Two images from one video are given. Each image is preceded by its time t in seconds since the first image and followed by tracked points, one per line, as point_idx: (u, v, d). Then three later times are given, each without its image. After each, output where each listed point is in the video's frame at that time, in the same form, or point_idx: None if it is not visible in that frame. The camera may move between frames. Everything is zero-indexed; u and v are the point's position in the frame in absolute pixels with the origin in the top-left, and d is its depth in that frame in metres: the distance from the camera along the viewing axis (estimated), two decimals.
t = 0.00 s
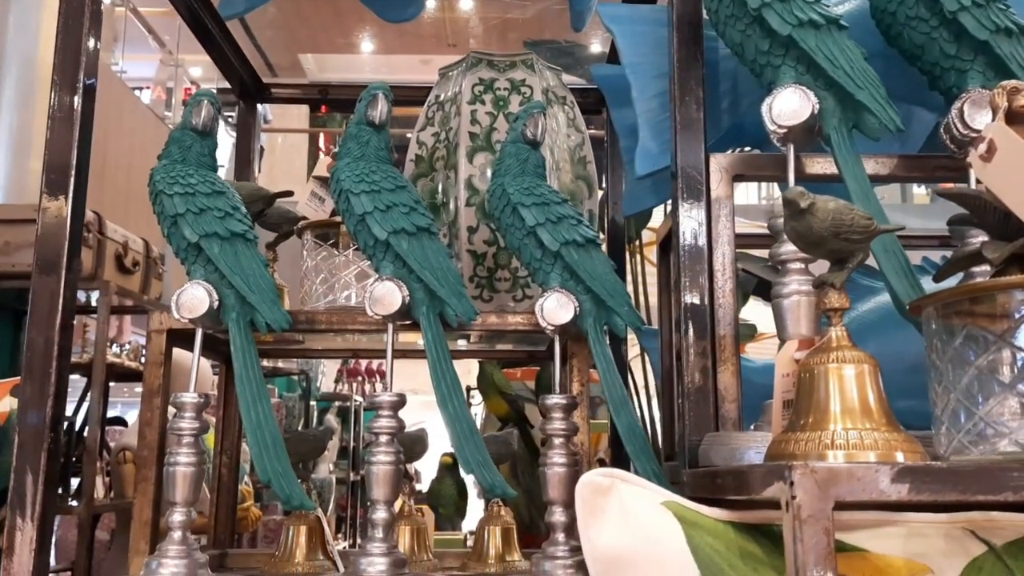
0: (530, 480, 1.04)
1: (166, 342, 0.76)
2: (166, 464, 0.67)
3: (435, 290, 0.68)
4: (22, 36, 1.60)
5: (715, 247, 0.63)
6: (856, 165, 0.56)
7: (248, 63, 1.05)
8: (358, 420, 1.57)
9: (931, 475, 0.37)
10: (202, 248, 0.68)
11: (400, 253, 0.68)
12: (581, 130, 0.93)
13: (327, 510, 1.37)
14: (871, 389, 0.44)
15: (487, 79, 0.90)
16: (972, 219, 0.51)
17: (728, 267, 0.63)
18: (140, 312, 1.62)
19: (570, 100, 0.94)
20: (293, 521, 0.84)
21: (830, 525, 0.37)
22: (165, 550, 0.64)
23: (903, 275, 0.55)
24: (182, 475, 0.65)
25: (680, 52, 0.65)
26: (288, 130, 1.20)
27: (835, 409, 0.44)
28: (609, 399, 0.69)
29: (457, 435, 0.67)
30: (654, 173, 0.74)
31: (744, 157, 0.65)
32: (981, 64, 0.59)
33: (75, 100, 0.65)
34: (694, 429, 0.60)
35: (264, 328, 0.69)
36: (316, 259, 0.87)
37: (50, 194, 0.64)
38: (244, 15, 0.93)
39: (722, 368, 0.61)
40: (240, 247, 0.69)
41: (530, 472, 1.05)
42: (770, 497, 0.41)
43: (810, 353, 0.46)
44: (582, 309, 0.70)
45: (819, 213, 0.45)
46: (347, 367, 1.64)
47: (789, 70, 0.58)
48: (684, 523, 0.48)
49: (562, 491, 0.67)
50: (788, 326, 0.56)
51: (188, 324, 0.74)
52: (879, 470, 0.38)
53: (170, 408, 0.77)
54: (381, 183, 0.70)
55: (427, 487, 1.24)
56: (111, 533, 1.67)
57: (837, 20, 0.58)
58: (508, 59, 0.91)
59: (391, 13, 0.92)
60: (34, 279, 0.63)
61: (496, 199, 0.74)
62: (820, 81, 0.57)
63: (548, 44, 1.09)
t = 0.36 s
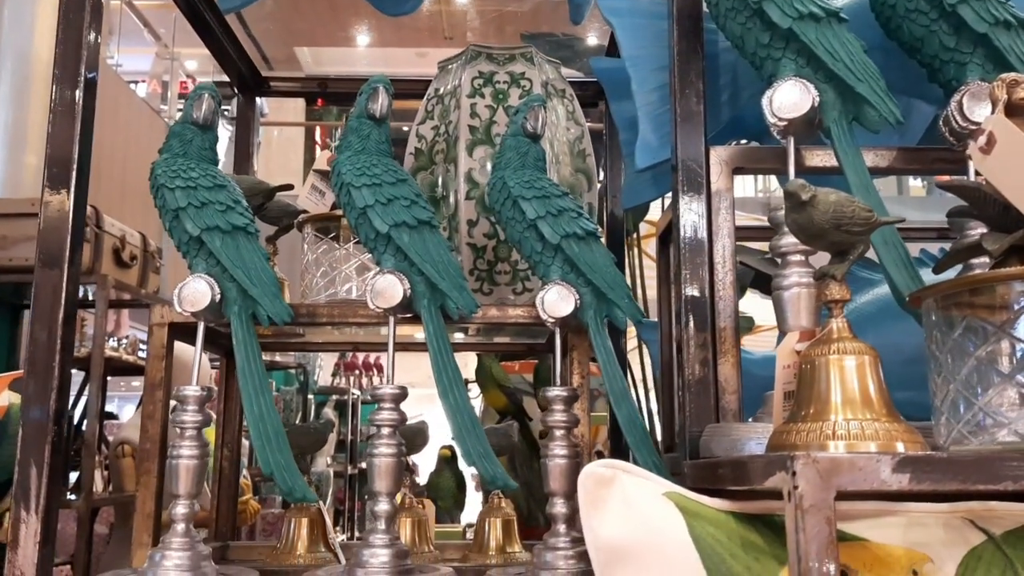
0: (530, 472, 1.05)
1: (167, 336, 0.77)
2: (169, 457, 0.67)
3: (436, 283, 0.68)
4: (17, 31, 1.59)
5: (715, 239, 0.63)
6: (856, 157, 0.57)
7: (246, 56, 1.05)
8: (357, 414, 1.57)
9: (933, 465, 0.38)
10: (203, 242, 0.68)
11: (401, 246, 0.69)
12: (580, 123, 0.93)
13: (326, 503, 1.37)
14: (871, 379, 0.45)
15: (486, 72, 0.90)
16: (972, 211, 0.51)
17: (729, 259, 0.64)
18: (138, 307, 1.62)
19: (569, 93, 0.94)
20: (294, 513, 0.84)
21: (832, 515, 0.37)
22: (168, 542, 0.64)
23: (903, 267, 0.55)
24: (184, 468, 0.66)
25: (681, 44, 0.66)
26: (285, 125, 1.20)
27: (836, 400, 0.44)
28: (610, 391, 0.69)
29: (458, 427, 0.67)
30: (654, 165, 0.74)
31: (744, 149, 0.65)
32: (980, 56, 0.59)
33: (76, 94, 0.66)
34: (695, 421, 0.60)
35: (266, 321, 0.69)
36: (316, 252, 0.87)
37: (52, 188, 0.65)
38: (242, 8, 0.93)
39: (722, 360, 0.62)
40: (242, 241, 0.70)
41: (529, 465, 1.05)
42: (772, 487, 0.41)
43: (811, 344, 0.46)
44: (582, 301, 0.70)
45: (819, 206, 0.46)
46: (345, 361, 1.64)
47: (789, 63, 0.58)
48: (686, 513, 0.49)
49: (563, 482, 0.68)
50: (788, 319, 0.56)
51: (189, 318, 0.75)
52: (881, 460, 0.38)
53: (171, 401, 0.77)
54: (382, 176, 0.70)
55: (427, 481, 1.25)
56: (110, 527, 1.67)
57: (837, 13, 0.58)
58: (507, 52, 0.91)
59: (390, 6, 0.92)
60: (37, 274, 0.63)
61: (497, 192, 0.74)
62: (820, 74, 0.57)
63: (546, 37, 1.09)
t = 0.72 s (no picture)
0: (529, 465, 1.05)
1: (166, 330, 0.77)
2: (169, 451, 0.67)
3: (435, 276, 0.68)
4: (12, 26, 1.59)
5: (715, 232, 0.63)
6: (855, 150, 0.57)
7: (243, 50, 1.05)
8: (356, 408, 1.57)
9: (932, 456, 0.38)
10: (202, 236, 0.68)
11: (400, 240, 0.69)
12: (578, 117, 0.93)
13: (324, 497, 1.38)
14: (870, 371, 0.45)
15: (484, 66, 0.90)
16: (971, 203, 0.51)
17: (728, 252, 0.64)
18: (135, 301, 1.62)
19: (567, 86, 0.94)
20: (294, 507, 0.85)
21: (831, 506, 0.38)
22: (168, 536, 0.65)
23: (902, 259, 0.56)
24: (184, 462, 0.66)
25: (680, 37, 0.65)
26: (282, 119, 1.20)
27: (835, 392, 0.44)
28: (609, 384, 0.69)
29: (457, 420, 0.67)
30: (652, 159, 0.74)
31: (743, 142, 0.65)
32: (978, 49, 0.59)
33: (75, 89, 0.65)
34: (694, 414, 0.61)
35: (265, 315, 0.69)
36: (315, 247, 0.87)
37: (51, 182, 0.64)
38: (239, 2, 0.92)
39: (721, 352, 0.62)
40: (241, 235, 0.70)
41: (528, 458, 1.05)
42: (771, 479, 0.41)
43: (810, 337, 0.47)
44: (581, 295, 0.70)
45: (819, 198, 0.46)
46: (343, 356, 1.64)
47: (788, 56, 0.58)
48: (687, 506, 0.49)
49: (563, 475, 0.68)
50: (787, 311, 0.56)
51: (188, 312, 0.74)
52: (880, 452, 0.38)
53: (171, 395, 0.77)
54: (381, 170, 0.70)
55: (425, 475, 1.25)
56: (108, 522, 1.67)
57: (836, 5, 0.58)
58: (505, 46, 0.91)
59: None
60: (36, 268, 0.63)
61: (496, 185, 0.74)
62: (819, 67, 0.57)
63: (544, 31, 1.09)
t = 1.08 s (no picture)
0: (523, 459, 1.05)
1: (156, 325, 0.76)
2: (158, 445, 0.67)
3: (425, 270, 0.68)
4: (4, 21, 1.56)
5: (704, 225, 0.63)
6: (844, 143, 0.57)
7: (235, 44, 1.04)
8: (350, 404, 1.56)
9: (918, 447, 0.38)
10: (191, 230, 0.68)
11: (390, 234, 0.68)
12: (570, 110, 0.93)
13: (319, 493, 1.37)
14: (857, 363, 0.45)
15: (475, 59, 0.90)
16: (959, 195, 0.51)
17: (717, 246, 0.64)
18: (129, 297, 1.62)
19: (559, 80, 0.94)
20: (285, 502, 0.85)
21: (817, 498, 0.38)
22: (157, 530, 0.64)
23: (890, 252, 0.56)
24: (174, 456, 0.66)
25: (670, 30, 0.65)
26: (275, 114, 1.20)
27: (822, 383, 0.44)
28: (599, 377, 0.69)
29: (447, 414, 0.67)
30: (643, 152, 0.73)
31: (733, 135, 0.65)
32: (967, 41, 0.59)
33: (62, 83, 0.65)
34: (684, 407, 0.61)
35: (255, 310, 0.69)
36: (306, 241, 0.87)
37: (38, 177, 0.64)
38: None
39: (710, 346, 0.62)
40: (230, 229, 0.69)
41: (521, 453, 1.05)
42: (759, 471, 0.41)
43: (797, 329, 0.47)
44: (571, 288, 0.70)
45: (805, 190, 0.46)
46: (338, 351, 1.64)
47: (777, 48, 0.58)
48: (675, 497, 0.49)
49: (553, 469, 0.68)
50: (776, 304, 0.56)
51: (178, 306, 0.74)
52: (865, 443, 0.38)
53: (161, 390, 0.77)
54: (370, 163, 0.70)
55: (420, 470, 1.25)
56: (102, 518, 1.67)
57: None
58: (497, 39, 0.91)
59: None
60: (24, 263, 0.63)
61: (486, 178, 0.74)
62: (808, 59, 0.57)
63: (536, 25, 1.09)
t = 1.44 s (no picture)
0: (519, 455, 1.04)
1: (150, 322, 0.77)
2: (152, 442, 0.67)
3: (416, 267, 0.69)
4: None
5: (694, 221, 0.64)
6: (832, 140, 0.57)
7: (228, 41, 1.05)
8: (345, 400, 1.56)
9: (901, 442, 0.38)
10: (184, 228, 0.68)
11: (382, 231, 0.69)
12: (562, 107, 0.93)
13: (315, 488, 1.38)
14: (843, 358, 0.45)
15: (468, 56, 0.90)
16: (944, 191, 0.52)
17: (707, 242, 0.64)
18: (124, 294, 1.62)
19: (551, 77, 0.94)
20: (279, 498, 0.85)
21: (801, 493, 0.38)
22: (151, 527, 0.65)
23: (876, 248, 0.56)
24: (167, 453, 0.66)
25: (660, 27, 0.66)
26: (269, 110, 1.20)
27: (808, 379, 0.45)
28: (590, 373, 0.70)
29: (440, 410, 0.68)
30: (633, 149, 0.74)
31: (723, 132, 0.65)
32: (955, 38, 0.59)
33: (53, 81, 0.65)
34: (674, 402, 0.61)
35: (248, 307, 0.70)
36: (299, 238, 0.87)
37: (29, 174, 0.64)
38: None
39: (701, 341, 0.63)
40: (222, 227, 0.70)
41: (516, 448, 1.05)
42: (745, 466, 0.42)
43: (783, 325, 0.47)
44: (563, 285, 0.70)
45: (792, 187, 0.46)
46: (334, 347, 1.65)
47: (766, 46, 0.58)
48: (664, 492, 0.49)
49: (545, 464, 0.68)
50: (764, 300, 0.57)
51: (171, 304, 0.75)
52: (849, 438, 0.38)
53: (155, 387, 0.77)
54: (362, 161, 0.70)
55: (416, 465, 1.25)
56: (99, 514, 1.67)
57: None
58: (489, 36, 0.92)
59: None
60: (16, 261, 0.63)
61: (478, 175, 0.74)
62: (796, 57, 0.58)
63: (529, 21, 1.09)
